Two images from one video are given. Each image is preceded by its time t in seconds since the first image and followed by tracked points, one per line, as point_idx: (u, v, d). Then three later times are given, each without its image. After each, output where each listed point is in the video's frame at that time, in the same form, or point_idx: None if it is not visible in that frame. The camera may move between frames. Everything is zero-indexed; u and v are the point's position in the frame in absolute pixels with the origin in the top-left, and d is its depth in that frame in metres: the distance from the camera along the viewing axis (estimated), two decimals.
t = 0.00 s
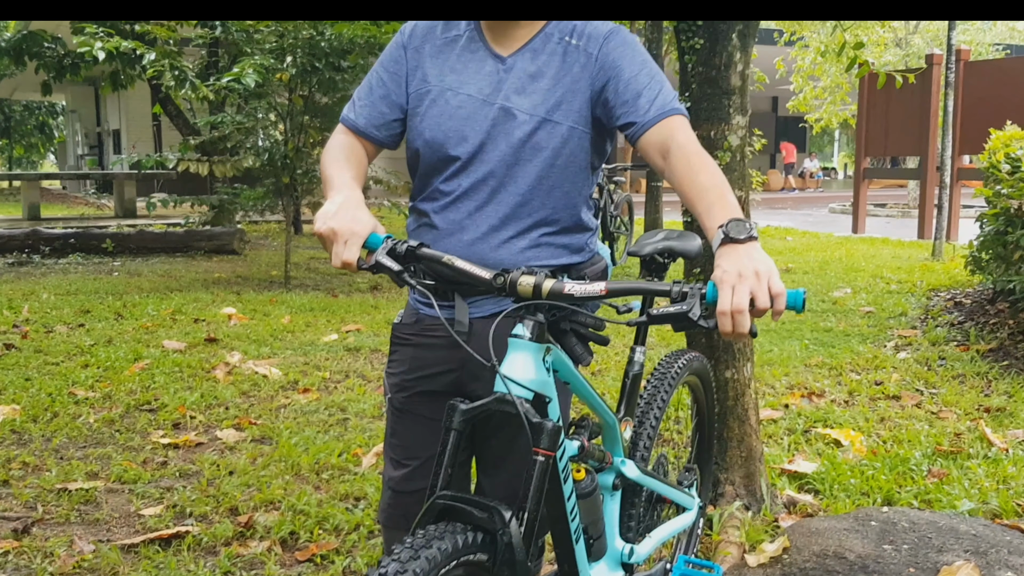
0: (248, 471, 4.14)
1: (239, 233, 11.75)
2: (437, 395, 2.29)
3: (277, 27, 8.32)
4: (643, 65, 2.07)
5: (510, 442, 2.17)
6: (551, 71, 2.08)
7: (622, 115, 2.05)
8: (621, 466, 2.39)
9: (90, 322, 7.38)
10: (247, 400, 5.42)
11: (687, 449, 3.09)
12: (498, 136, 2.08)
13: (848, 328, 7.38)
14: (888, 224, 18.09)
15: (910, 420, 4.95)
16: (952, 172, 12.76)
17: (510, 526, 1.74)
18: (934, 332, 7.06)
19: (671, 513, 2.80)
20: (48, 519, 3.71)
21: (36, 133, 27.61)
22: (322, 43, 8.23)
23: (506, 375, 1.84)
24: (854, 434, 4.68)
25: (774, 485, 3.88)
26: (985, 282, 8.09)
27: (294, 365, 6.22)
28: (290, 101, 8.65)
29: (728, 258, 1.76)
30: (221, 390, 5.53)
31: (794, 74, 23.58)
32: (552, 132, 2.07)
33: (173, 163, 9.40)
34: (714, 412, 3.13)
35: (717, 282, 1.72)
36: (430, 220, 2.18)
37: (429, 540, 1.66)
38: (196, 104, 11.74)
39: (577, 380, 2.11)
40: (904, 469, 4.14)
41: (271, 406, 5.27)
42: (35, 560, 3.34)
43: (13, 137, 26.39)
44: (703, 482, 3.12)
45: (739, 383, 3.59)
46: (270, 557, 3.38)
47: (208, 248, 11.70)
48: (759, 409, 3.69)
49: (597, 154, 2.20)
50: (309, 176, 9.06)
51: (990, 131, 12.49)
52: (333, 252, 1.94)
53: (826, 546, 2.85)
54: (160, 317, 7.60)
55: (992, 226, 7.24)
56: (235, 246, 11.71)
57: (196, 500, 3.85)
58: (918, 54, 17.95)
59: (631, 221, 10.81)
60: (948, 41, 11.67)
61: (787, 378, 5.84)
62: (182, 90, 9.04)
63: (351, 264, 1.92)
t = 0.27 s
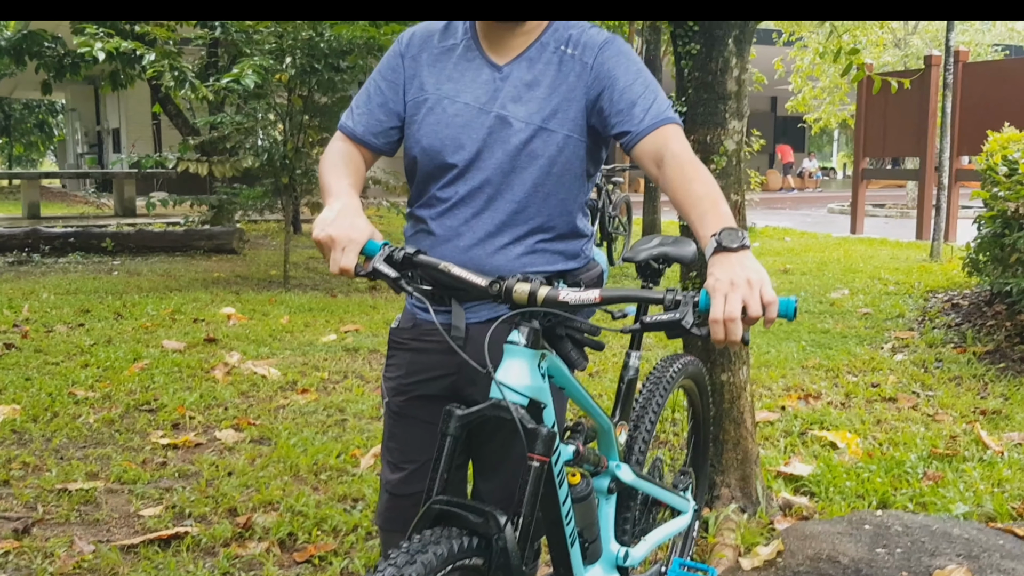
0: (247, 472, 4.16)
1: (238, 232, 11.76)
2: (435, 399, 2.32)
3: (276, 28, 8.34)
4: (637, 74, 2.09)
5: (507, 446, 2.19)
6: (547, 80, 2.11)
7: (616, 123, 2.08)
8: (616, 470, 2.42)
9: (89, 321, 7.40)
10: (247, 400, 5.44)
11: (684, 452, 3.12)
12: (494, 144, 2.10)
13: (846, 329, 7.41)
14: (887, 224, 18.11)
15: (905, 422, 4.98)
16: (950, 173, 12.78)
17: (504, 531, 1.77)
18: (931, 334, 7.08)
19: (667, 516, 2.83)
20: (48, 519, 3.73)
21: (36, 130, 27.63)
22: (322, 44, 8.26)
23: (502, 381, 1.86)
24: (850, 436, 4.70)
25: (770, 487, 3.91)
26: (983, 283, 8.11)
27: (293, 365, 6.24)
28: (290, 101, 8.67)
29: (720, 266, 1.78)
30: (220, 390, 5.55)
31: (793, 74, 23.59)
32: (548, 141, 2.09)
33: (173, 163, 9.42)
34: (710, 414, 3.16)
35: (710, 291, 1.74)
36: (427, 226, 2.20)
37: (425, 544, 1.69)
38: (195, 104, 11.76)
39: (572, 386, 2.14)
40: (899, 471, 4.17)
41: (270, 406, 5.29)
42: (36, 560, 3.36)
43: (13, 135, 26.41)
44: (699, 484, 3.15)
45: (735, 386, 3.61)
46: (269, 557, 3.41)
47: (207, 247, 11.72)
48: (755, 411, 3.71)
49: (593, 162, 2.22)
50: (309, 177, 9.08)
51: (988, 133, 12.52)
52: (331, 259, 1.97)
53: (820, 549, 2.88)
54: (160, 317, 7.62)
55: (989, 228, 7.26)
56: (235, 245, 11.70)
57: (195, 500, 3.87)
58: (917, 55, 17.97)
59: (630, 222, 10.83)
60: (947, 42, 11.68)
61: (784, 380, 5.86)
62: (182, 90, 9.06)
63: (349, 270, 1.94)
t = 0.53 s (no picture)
0: (247, 473, 4.18)
1: (238, 231, 11.77)
2: (433, 403, 2.33)
3: (277, 28, 8.35)
4: (635, 83, 2.11)
5: (504, 450, 2.20)
6: (546, 88, 2.12)
7: (614, 131, 2.09)
8: (613, 473, 2.43)
9: (89, 321, 7.41)
10: (246, 400, 5.46)
11: (681, 454, 3.13)
12: (493, 150, 2.11)
13: (844, 330, 7.43)
14: (886, 225, 18.12)
15: (903, 424, 5.00)
16: (949, 174, 12.80)
17: (501, 536, 1.79)
18: (929, 336, 7.10)
19: (664, 519, 2.84)
20: (47, 519, 3.75)
21: (36, 128, 27.62)
22: (323, 44, 8.30)
23: (499, 387, 1.88)
24: (848, 437, 4.72)
25: (767, 489, 3.92)
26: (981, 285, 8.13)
27: (292, 365, 6.26)
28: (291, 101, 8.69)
29: (716, 274, 1.79)
30: (219, 390, 5.56)
31: (794, 75, 23.60)
32: (547, 147, 2.11)
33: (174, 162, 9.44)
34: (708, 417, 3.17)
35: (705, 298, 1.76)
36: (427, 231, 2.21)
37: (422, 548, 1.71)
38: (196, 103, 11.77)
39: (569, 390, 2.15)
40: (896, 473, 4.18)
41: (270, 407, 5.31)
42: (35, 560, 3.38)
43: (13, 133, 26.41)
44: (696, 486, 3.16)
45: (733, 388, 3.61)
46: (268, 558, 3.43)
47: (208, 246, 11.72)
48: (752, 414, 3.73)
49: (591, 169, 2.24)
50: (309, 176, 9.09)
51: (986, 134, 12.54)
52: (330, 263, 1.98)
53: (816, 552, 2.90)
54: (160, 316, 7.63)
55: (988, 230, 7.28)
56: (235, 244, 11.66)
57: (194, 501, 3.89)
58: (917, 56, 17.98)
59: (630, 222, 10.84)
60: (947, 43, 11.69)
61: (782, 381, 5.87)
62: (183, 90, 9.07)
63: (348, 276, 1.95)
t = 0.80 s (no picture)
0: (246, 478, 4.19)
1: (238, 234, 11.79)
2: (431, 410, 2.34)
3: (278, 32, 8.37)
4: (632, 95, 2.13)
5: (501, 459, 2.22)
6: (543, 99, 2.14)
7: (611, 143, 2.11)
8: (610, 481, 2.44)
9: (90, 324, 7.42)
10: (245, 405, 5.47)
11: (678, 461, 3.14)
12: (491, 161, 2.13)
13: (842, 336, 7.44)
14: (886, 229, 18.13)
15: (900, 430, 5.01)
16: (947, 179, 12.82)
17: (497, 544, 1.81)
18: (927, 342, 7.11)
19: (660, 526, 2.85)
20: (47, 524, 3.77)
21: (37, 131, 27.63)
22: (323, 49, 8.33)
23: (496, 397, 1.90)
24: (845, 444, 4.73)
25: (764, 496, 3.93)
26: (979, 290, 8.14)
27: (291, 369, 6.27)
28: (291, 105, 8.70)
29: (711, 285, 1.81)
30: (219, 395, 5.57)
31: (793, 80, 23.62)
32: (544, 159, 2.12)
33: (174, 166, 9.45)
34: (704, 425, 3.18)
35: (701, 309, 1.78)
36: (426, 240, 2.23)
37: (419, 557, 1.72)
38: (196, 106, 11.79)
39: (566, 399, 2.16)
40: (893, 480, 4.19)
41: (269, 412, 5.32)
42: (35, 565, 3.39)
43: (14, 136, 26.40)
44: (692, 493, 3.17)
45: (730, 395, 3.63)
46: (267, 564, 3.44)
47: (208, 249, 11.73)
48: (749, 420, 3.74)
49: (589, 179, 2.25)
50: (308, 181, 9.10)
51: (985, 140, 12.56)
52: (329, 273, 2.00)
53: (812, 559, 2.91)
54: (159, 320, 7.64)
55: (986, 236, 7.29)
56: (234, 247, 11.65)
57: (193, 506, 3.90)
58: (916, 61, 18.01)
59: (629, 227, 10.86)
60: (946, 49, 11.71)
61: (780, 387, 5.89)
62: (184, 94, 9.09)
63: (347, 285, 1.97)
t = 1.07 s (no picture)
0: (246, 493, 4.21)
1: (239, 248, 11.81)
2: (431, 427, 2.37)
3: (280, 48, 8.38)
4: (631, 118, 2.17)
5: (499, 476, 2.24)
6: (542, 121, 2.17)
7: (611, 164, 2.15)
8: (607, 498, 2.46)
9: (91, 338, 7.44)
10: (246, 419, 5.49)
11: (676, 478, 3.16)
12: (490, 182, 2.16)
13: (841, 351, 7.46)
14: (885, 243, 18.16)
15: (898, 446, 5.02)
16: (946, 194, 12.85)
17: (494, 562, 1.83)
18: (926, 357, 7.12)
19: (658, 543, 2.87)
20: (48, 538, 3.78)
21: (40, 145, 27.72)
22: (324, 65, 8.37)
23: (493, 416, 1.92)
24: (843, 459, 4.75)
25: (762, 512, 3.95)
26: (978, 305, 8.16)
27: (292, 384, 6.29)
28: (293, 120, 8.74)
29: (705, 295, 1.85)
30: (219, 409, 5.59)
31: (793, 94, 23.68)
32: (543, 179, 2.15)
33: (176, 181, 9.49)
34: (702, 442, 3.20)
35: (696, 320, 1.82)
36: (425, 259, 2.25)
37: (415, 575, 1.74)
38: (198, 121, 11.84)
39: (563, 417, 2.18)
40: (891, 496, 4.21)
41: (270, 426, 5.34)
42: None
43: (16, 149, 26.44)
44: (690, 509, 3.19)
45: (728, 412, 3.65)
46: None
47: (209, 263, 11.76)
48: (747, 436, 3.75)
49: (587, 199, 2.28)
50: (310, 195, 9.14)
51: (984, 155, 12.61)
52: (328, 292, 2.02)
53: None
54: (160, 334, 7.66)
55: (984, 251, 7.31)
56: (236, 261, 11.69)
57: (193, 521, 3.92)
58: (915, 75, 18.08)
59: (629, 241, 10.89)
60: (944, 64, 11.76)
61: (779, 402, 5.90)
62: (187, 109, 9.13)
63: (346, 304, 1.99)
